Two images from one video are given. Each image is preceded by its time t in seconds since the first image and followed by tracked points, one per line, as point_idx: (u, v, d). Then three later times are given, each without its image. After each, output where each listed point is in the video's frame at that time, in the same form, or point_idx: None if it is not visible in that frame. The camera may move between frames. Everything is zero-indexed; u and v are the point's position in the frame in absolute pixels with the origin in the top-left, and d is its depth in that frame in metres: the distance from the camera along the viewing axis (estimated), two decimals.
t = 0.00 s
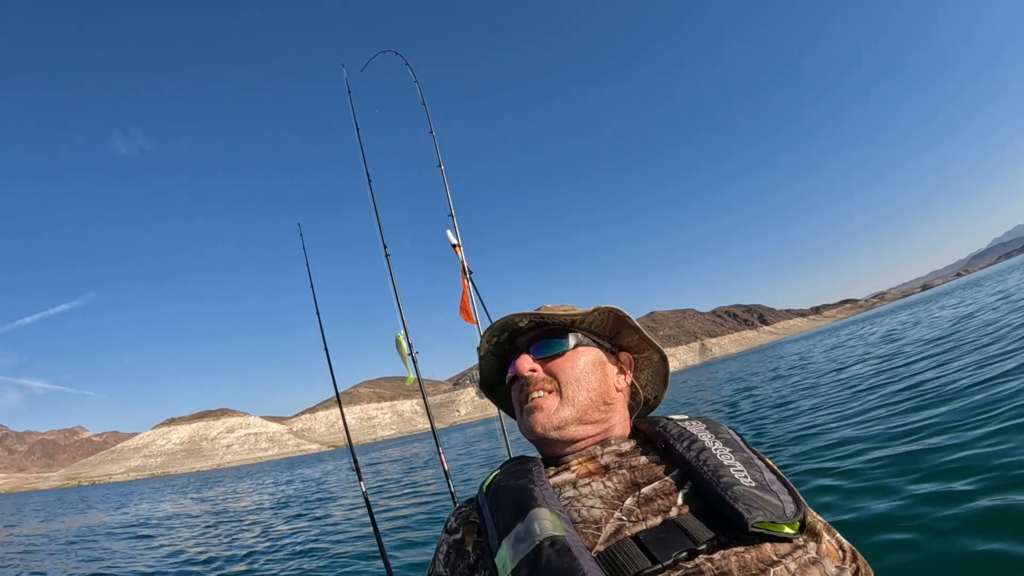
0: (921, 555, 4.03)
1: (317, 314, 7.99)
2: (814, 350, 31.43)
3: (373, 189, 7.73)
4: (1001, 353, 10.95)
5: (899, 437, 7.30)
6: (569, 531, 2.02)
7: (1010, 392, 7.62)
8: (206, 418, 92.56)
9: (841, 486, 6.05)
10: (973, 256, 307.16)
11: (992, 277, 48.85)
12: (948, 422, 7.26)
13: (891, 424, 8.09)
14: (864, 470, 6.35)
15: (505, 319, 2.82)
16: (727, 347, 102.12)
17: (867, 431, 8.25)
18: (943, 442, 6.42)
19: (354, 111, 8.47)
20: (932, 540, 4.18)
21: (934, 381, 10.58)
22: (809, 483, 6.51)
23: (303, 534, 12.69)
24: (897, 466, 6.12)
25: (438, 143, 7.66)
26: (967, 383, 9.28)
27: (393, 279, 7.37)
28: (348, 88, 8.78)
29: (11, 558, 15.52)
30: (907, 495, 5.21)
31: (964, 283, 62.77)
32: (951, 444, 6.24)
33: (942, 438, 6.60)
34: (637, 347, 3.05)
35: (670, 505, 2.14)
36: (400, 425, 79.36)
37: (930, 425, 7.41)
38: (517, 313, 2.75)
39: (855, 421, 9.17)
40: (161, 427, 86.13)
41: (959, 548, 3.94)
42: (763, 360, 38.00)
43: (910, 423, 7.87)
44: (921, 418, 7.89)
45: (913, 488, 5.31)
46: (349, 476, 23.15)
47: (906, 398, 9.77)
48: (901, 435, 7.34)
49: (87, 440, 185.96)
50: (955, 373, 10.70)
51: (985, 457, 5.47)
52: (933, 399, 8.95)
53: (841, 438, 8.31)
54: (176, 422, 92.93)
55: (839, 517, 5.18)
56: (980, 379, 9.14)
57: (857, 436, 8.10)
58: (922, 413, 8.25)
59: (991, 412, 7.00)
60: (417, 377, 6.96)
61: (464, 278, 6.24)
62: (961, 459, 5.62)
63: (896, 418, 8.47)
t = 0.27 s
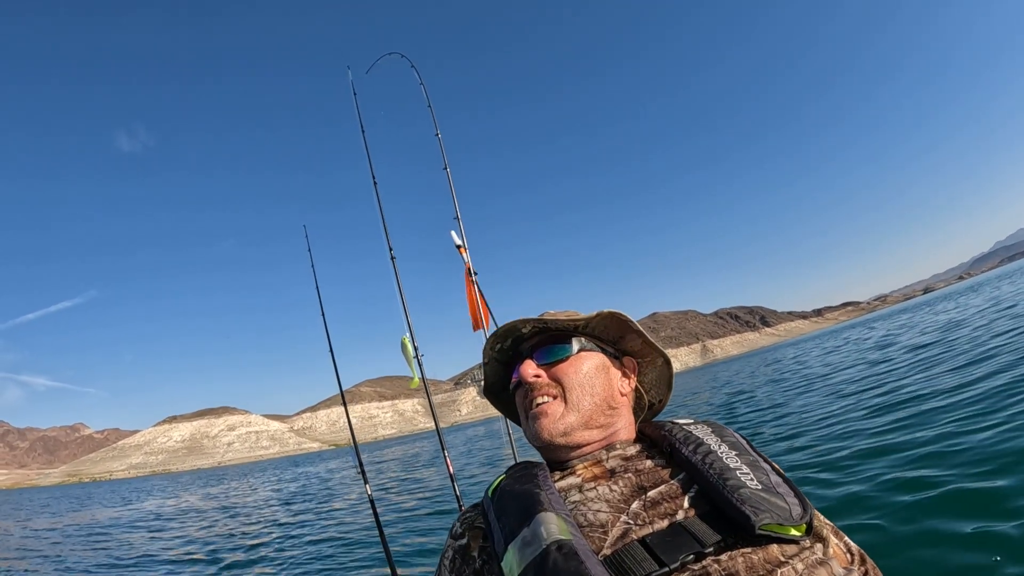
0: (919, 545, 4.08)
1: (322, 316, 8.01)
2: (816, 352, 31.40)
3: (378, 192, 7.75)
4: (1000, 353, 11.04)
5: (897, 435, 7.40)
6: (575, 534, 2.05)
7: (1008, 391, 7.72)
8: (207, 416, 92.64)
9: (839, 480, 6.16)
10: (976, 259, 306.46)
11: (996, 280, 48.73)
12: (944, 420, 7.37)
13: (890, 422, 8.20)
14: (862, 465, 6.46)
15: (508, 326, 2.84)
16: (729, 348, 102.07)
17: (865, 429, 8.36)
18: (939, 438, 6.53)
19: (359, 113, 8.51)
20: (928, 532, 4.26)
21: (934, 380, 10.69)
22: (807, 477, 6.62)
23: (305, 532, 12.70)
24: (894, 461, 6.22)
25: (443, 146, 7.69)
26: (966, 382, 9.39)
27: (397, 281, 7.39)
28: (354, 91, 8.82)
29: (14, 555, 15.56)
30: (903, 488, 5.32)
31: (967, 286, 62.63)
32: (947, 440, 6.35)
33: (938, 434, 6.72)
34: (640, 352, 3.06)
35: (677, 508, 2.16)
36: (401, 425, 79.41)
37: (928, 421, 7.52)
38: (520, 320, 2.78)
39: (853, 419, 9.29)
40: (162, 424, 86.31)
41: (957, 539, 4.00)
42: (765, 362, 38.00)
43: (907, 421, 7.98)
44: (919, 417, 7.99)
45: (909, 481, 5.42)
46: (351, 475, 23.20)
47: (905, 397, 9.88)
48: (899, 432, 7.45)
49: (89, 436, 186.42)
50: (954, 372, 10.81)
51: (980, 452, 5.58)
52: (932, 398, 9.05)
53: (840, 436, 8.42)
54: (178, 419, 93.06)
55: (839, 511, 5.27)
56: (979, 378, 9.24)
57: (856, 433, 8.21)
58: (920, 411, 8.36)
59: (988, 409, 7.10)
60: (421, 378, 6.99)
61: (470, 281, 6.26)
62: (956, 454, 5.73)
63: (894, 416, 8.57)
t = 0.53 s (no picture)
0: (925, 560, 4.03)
1: (327, 315, 8.02)
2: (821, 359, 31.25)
3: (384, 193, 7.77)
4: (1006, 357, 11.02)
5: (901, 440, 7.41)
6: (574, 540, 2.04)
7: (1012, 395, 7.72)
8: (209, 416, 92.85)
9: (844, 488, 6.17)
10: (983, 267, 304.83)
11: (1002, 288, 48.45)
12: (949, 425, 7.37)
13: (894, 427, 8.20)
14: (867, 472, 6.46)
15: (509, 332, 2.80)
16: (733, 354, 101.78)
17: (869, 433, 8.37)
18: (944, 445, 6.53)
19: (366, 114, 8.53)
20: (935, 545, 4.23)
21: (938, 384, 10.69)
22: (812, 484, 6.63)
23: (306, 532, 12.69)
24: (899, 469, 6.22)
25: (449, 147, 7.70)
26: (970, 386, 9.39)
27: (403, 280, 7.40)
28: (362, 92, 8.85)
29: (16, 551, 15.59)
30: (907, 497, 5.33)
31: (974, 293, 62.26)
32: (953, 447, 6.35)
33: (943, 441, 6.72)
34: (640, 355, 3.06)
35: (677, 513, 2.14)
36: (404, 427, 79.38)
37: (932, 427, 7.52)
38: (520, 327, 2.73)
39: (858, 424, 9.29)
40: (165, 424, 86.41)
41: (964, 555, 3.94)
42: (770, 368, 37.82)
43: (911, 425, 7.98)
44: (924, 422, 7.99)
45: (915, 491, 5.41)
46: (353, 477, 23.20)
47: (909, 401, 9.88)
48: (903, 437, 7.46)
49: (92, 436, 186.99)
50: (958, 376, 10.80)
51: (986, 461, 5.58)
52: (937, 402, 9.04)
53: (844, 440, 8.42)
54: (180, 419, 93.25)
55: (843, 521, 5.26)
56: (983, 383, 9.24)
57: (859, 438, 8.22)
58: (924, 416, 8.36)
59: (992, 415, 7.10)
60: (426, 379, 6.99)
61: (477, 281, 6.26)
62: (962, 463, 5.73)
63: (899, 420, 8.58)
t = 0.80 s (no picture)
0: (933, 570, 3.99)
1: (332, 315, 8.05)
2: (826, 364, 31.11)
3: (391, 192, 7.81)
4: (1015, 367, 10.99)
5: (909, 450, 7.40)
6: (582, 537, 2.05)
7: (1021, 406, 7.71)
8: (213, 419, 93.11)
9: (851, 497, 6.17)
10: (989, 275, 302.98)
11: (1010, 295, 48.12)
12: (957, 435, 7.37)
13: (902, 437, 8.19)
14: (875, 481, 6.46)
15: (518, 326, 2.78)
16: (737, 361, 101.39)
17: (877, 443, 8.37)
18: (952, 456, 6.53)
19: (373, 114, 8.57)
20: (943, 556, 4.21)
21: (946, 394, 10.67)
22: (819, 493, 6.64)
23: (309, 537, 12.68)
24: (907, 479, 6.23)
25: (456, 148, 7.73)
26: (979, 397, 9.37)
27: (409, 277, 7.43)
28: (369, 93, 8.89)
29: (21, 552, 15.64)
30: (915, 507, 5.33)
31: (981, 300, 61.88)
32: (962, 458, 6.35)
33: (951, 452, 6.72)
34: (647, 350, 3.07)
35: (684, 512, 2.15)
36: (407, 432, 79.33)
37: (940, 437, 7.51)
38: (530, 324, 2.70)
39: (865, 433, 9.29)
40: (169, 427, 86.56)
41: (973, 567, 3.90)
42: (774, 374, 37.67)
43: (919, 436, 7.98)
44: (932, 433, 7.98)
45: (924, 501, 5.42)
46: (356, 482, 23.17)
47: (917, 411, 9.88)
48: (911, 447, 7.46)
49: (96, 438, 187.50)
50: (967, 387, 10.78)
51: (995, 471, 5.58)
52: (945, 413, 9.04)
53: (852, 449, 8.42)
54: (184, 422, 93.50)
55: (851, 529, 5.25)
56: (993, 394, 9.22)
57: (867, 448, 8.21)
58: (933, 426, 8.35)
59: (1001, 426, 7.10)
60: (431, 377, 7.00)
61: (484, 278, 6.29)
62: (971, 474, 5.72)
63: (907, 431, 8.57)
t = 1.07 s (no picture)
0: None
1: (336, 315, 8.10)
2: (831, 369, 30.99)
3: (394, 191, 7.85)
4: (1017, 374, 10.98)
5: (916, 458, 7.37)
6: (579, 536, 2.05)
7: None
8: (217, 421, 93.36)
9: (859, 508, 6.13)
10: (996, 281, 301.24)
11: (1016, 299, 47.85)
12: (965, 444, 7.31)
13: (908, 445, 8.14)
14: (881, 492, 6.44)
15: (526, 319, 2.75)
16: (741, 366, 101.11)
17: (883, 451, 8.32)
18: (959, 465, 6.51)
19: (376, 115, 8.62)
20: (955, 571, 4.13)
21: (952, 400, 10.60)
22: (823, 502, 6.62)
23: (312, 540, 12.71)
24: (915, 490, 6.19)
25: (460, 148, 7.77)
26: (985, 403, 9.31)
27: (412, 276, 7.48)
28: (373, 94, 8.93)
29: (26, 553, 15.74)
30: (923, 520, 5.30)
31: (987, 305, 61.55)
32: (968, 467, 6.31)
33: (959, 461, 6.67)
34: (652, 349, 3.08)
35: (681, 511, 2.16)
36: (411, 435, 79.33)
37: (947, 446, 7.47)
38: (537, 317, 2.67)
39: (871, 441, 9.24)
40: (173, 429, 86.77)
41: None
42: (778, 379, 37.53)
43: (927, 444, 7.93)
44: (938, 441, 7.92)
45: (931, 513, 5.38)
46: (358, 485, 23.17)
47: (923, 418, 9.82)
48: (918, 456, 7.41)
49: (100, 440, 188.13)
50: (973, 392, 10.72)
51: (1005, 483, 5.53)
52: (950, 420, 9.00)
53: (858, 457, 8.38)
54: (188, 424, 93.69)
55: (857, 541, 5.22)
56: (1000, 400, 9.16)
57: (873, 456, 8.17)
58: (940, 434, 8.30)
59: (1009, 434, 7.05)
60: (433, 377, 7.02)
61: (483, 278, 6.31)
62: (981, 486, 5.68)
63: (913, 438, 8.52)
